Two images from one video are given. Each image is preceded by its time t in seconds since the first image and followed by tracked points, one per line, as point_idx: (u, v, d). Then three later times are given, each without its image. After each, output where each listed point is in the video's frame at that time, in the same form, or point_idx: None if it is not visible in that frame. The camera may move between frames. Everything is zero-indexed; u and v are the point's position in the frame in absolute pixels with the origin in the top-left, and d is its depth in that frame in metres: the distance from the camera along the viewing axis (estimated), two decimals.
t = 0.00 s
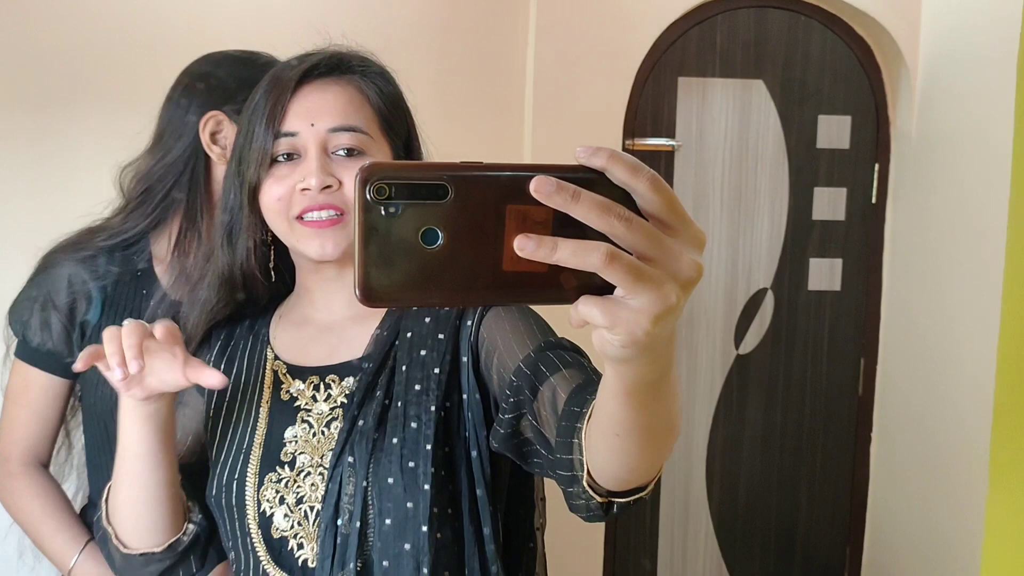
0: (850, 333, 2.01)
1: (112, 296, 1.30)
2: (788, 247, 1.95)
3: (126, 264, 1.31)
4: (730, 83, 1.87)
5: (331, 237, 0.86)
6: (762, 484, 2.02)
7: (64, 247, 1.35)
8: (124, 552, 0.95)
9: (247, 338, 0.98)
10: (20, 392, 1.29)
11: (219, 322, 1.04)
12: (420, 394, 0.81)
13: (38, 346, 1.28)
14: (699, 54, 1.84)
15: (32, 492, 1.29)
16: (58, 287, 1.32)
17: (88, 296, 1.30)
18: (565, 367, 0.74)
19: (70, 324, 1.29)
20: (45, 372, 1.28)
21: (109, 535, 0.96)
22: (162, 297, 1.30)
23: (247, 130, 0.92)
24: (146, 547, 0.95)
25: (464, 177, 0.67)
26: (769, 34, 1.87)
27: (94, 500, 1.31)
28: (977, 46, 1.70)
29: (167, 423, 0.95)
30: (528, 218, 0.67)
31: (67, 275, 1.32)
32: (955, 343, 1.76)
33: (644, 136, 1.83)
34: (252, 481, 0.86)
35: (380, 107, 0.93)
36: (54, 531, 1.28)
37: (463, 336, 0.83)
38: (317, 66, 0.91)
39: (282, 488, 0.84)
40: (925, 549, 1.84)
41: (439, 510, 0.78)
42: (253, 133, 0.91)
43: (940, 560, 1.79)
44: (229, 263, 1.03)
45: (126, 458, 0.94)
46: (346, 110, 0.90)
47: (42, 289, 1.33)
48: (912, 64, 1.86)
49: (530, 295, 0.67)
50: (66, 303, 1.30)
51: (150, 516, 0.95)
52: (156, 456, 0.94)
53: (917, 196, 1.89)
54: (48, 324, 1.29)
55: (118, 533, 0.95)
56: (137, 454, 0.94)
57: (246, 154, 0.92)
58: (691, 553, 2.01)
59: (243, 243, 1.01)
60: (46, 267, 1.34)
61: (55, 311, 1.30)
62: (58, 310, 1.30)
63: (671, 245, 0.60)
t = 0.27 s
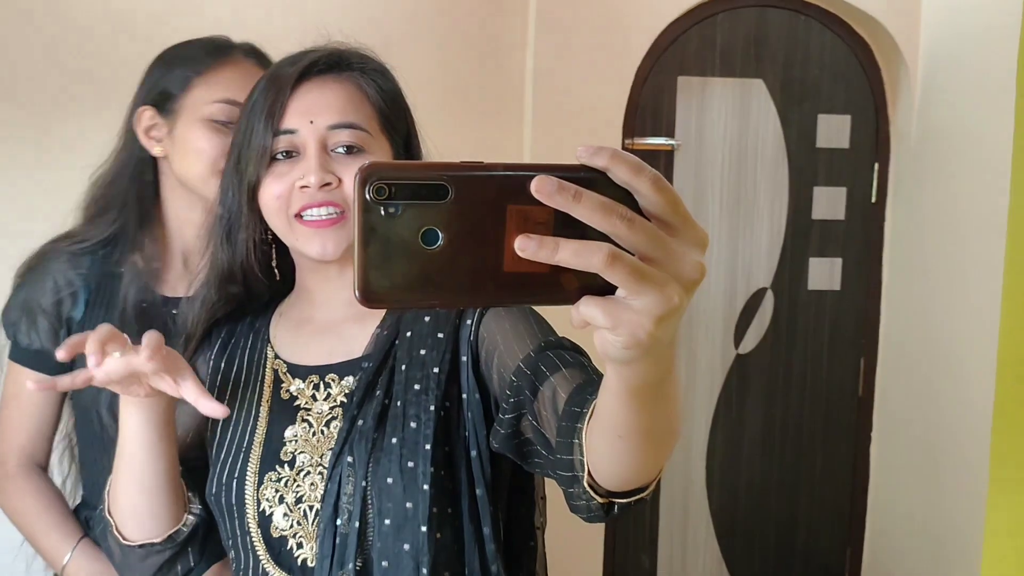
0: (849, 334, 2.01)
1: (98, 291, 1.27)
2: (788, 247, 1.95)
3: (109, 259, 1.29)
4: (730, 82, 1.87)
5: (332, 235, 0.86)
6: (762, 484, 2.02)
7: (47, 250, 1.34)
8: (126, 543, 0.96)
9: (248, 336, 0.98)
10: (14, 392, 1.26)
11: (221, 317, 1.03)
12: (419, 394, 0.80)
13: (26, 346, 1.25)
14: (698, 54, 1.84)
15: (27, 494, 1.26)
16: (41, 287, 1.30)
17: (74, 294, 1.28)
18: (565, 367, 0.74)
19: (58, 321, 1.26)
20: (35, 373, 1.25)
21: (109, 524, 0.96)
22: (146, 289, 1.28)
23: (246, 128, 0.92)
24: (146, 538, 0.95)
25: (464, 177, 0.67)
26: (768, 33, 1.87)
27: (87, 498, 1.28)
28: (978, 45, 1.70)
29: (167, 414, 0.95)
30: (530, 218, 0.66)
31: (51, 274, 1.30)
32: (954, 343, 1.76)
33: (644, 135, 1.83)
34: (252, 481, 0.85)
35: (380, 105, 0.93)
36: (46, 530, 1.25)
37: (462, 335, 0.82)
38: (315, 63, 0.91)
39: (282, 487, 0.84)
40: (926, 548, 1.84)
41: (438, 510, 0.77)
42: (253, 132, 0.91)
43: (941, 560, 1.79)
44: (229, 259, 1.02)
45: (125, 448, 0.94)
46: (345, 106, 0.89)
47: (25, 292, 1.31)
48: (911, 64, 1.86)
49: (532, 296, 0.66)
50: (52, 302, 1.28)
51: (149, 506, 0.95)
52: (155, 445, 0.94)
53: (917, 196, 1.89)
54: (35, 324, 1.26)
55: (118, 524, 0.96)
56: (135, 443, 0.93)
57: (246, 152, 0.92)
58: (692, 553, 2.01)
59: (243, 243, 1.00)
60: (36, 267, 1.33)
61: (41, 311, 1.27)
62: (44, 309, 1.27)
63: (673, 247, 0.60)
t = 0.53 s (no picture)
0: (849, 334, 2.01)
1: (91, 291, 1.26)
2: (788, 247, 1.95)
3: (100, 257, 1.26)
4: (730, 83, 1.87)
5: (335, 238, 0.86)
6: (761, 484, 2.03)
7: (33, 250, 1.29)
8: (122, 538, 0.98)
9: (252, 337, 0.99)
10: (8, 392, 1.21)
11: (228, 319, 1.05)
12: (422, 395, 0.81)
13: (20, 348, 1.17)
14: (699, 54, 1.84)
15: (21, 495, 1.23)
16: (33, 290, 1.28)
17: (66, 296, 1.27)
18: (567, 367, 0.74)
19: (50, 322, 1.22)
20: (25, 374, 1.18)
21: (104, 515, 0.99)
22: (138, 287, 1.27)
23: (251, 130, 0.92)
24: (138, 532, 0.98)
25: (465, 177, 0.67)
26: (768, 34, 1.87)
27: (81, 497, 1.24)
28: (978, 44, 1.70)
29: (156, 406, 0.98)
30: (529, 218, 0.67)
31: (42, 275, 1.28)
32: (953, 343, 1.77)
33: (644, 136, 1.83)
34: (255, 480, 0.85)
35: (383, 106, 0.93)
36: (39, 531, 1.24)
37: (465, 336, 0.83)
38: (320, 64, 0.92)
39: (285, 487, 0.84)
40: (925, 548, 1.85)
41: (441, 511, 0.78)
42: (257, 134, 0.91)
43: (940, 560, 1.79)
44: (235, 260, 1.03)
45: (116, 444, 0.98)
46: (349, 108, 0.90)
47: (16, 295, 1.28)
48: (911, 64, 1.87)
49: (532, 296, 0.67)
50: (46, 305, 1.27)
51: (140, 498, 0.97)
52: (144, 437, 0.97)
53: (917, 196, 1.89)
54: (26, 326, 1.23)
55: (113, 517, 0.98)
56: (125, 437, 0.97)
57: (250, 155, 0.93)
58: (692, 552, 2.01)
59: (247, 244, 1.01)
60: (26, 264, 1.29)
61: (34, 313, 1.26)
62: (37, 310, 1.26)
63: (672, 246, 0.60)
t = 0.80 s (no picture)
0: (850, 337, 2.02)
1: (83, 298, 1.18)
2: (789, 250, 1.96)
3: (95, 262, 1.19)
4: (731, 86, 1.88)
5: (342, 240, 0.87)
6: (763, 485, 2.03)
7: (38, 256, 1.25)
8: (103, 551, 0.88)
9: (259, 341, 0.99)
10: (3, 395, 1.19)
11: (232, 324, 1.05)
12: (427, 398, 0.82)
13: (15, 354, 1.17)
14: (700, 57, 1.85)
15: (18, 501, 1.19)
16: (26, 297, 1.21)
17: (60, 303, 1.19)
18: (570, 371, 0.75)
19: (43, 327, 1.18)
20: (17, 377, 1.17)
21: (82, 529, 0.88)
22: (128, 292, 1.18)
23: (257, 135, 0.93)
24: (116, 546, 0.87)
25: (468, 179, 0.68)
26: (768, 37, 1.88)
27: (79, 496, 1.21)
28: (977, 48, 1.70)
29: (113, 430, 0.85)
30: (528, 219, 0.68)
31: (36, 283, 1.21)
32: (952, 344, 1.77)
33: (645, 139, 1.84)
34: (262, 484, 0.86)
35: (389, 113, 0.94)
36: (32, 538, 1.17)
37: (469, 340, 0.84)
38: (326, 71, 0.92)
39: (292, 490, 0.85)
40: (924, 550, 1.85)
41: (446, 513, 0.79)
42: (264, 140, 0.92)
43: (939, 562, 1.80)
44: (241, 265, 1.03)
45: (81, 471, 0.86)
46: (355, 114, 0.91)
47: (9, 304, 1.21)
48: (911, 67, 1.87)
49: (532, 295, 0.68)
50: (36, 312, 1.19)
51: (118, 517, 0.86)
52: (110, 457, 0.85)
53: (917, 199, 1.89)
54: (21, 333, 1.18)
55: (93, 530, 0.87)
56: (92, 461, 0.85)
57: (257, 160, 0.93)
58: (693, 554, 2.02)
59: (254, 249, 1.01)
60: (23, 271, 1.25)
61: (26, 321, 1.19)
62: (29, 319, 1.19)
63: (668, 246, 0.61)
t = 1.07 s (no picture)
0: (856, 336, 2.01)
1: (82, 297, 1.18)
2: (795, 249, 1.96)
3: (94, 262, 1.20)
4: (738, 86, 1.88)
5: (341, 241, 0.88)
6: (769, 484, 2.03)
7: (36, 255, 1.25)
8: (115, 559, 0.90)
9: (267, 343, 1.00)
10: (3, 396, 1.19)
11: (241, 329, 1.05)
12: (433, 399, 0.82)
13: (11, 352, 1.17)
14: (707, 56, 1.85)
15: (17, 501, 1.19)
16: (23, 295, 1.20)
17: (58, 302, 1.19)
18: (576, 370, 0.75)
19: (41, 326, 1.18)
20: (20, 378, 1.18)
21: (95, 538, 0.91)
22: (125, 291, 1.19)
23: (262, 139, 0.94)
24: (127, 555, 0.90)
25: (474, 178, 0.68)
26: (775, 36, 1.88)
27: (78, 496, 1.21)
28: (984, 45, 1.70)
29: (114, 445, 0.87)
30: (533, 218, 0.68)
31: (35, 282, 1.21)
32: (959, 342, 1.77)
33: (651, 138, 1.84)
34: (270, 484, 0.87)
35: (392, 116, 0.94)
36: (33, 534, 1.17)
37: (475, 340, 0.84)
38: (328, 75, 0.93)
39: (299, 490, 0.86)
40: (931, 550, 1.84)
41: (452, 512, 0.79)
42: (267, 144, 0.93)
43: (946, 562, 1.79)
44: (248, 266, 1.03)
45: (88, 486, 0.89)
46: (356, 118, 0.91)
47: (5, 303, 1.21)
48: (918, 66, 1.87)
49: (540, 293, 0.68)
50: (35, 310, 1.19)
51: (126, 524, 0.89)
52: (111, 472, 0.87)
53: (924, 198, 1.89)
54: (20, 332, 1.18)
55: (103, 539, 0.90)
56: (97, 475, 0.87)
57: (260, 165, 0.94)
58: (699, 553, 2.02)
59: (261, 250, 1.02)
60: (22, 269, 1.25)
61: (24, 320, 1.18)
62: (26, 317, 1.18)
63: (673, 244, 0.61)
